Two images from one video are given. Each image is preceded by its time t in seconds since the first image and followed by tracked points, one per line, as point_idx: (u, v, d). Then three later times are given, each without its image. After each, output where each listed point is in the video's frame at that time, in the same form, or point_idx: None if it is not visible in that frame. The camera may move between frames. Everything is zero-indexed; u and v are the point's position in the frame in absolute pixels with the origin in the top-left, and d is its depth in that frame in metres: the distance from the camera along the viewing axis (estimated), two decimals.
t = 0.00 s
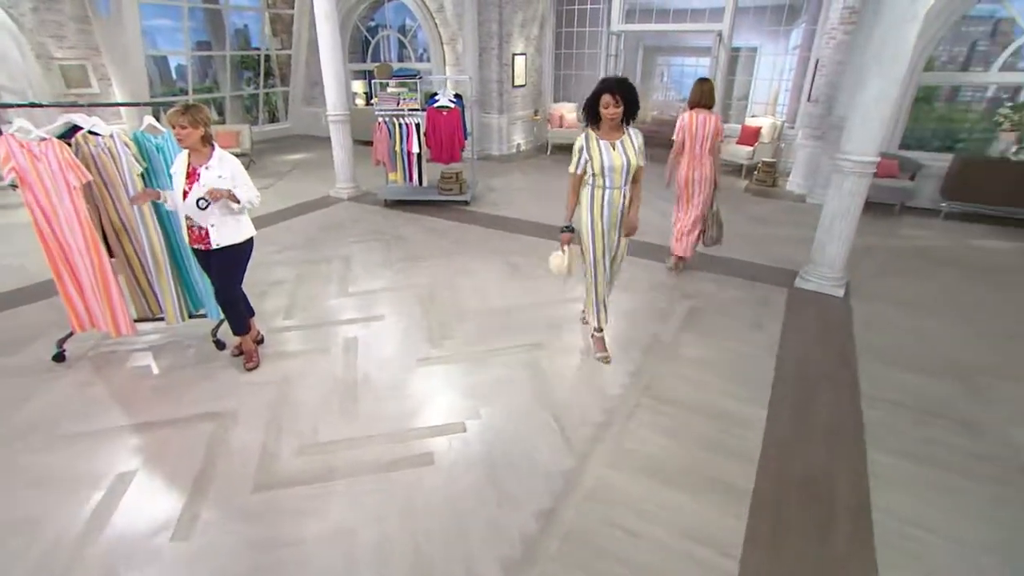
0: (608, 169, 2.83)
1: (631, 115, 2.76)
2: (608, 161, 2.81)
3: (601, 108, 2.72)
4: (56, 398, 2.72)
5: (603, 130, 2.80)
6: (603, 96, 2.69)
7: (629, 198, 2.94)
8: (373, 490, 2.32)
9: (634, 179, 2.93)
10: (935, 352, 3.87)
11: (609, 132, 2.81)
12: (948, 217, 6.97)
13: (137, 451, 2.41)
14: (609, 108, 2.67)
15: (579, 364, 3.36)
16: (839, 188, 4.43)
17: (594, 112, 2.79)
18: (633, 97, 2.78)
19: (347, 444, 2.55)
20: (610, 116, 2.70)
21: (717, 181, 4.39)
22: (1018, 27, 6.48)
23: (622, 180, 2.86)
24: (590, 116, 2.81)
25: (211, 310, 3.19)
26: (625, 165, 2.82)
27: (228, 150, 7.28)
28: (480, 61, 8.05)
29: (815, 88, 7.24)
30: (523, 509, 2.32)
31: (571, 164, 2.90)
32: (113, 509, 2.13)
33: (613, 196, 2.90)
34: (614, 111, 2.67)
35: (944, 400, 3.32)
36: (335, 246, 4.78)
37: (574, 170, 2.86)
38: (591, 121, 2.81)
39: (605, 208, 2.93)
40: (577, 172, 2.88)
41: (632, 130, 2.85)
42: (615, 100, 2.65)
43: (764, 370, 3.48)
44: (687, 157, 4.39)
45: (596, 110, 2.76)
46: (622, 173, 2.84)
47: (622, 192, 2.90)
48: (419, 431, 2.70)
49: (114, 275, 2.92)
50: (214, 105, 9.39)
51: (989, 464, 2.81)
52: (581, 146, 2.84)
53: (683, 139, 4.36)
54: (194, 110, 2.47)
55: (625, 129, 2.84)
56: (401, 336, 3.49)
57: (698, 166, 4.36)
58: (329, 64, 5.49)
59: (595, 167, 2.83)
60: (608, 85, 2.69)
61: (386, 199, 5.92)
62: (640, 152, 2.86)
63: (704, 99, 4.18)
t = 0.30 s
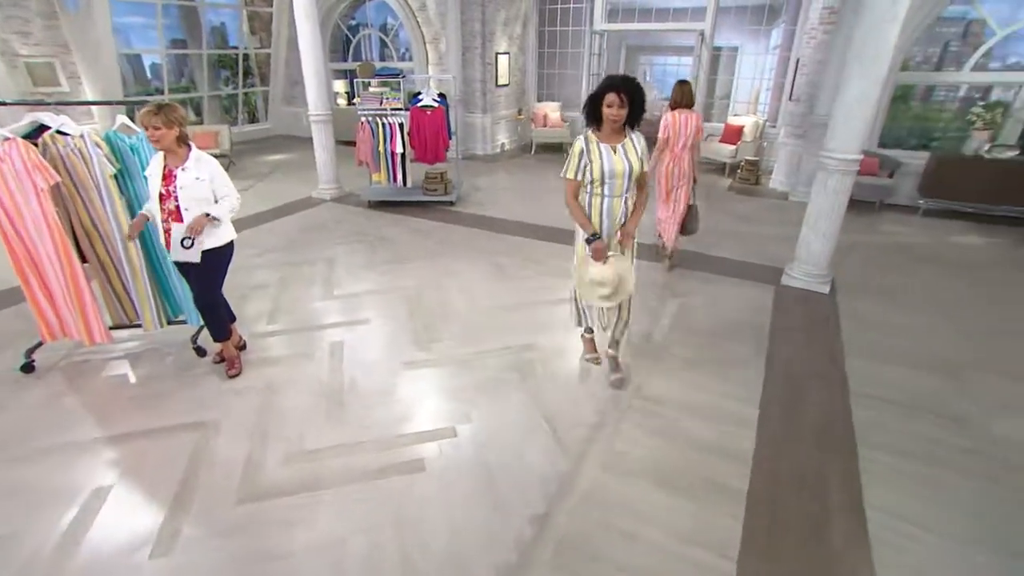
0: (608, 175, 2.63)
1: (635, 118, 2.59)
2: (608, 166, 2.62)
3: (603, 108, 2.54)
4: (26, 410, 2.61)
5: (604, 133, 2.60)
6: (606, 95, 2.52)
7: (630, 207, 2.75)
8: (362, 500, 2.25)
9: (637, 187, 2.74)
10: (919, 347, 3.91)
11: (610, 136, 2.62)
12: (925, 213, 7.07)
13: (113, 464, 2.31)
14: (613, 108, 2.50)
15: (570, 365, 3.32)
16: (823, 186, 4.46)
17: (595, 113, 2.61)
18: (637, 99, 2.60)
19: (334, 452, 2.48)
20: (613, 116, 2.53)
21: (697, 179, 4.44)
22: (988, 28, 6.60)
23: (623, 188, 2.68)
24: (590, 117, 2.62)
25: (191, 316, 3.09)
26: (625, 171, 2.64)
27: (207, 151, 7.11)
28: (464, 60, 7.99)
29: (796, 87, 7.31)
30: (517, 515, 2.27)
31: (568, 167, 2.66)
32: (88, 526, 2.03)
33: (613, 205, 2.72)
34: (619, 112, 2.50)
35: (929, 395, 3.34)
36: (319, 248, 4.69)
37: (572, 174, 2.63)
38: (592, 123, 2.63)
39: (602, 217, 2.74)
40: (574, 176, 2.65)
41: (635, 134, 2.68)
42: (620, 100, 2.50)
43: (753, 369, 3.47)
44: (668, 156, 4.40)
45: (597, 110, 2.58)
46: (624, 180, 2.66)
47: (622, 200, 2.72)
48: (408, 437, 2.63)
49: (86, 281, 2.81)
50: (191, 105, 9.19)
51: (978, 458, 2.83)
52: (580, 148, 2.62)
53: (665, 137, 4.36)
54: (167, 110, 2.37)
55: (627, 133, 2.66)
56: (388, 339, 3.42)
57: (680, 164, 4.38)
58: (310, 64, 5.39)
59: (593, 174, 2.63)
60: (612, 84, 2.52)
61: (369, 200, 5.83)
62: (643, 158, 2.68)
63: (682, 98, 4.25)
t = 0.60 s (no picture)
0: (604, 187, 2.30)
1: (645, 125, 2.23)
2: (603, 176, 2.29)
3: (608, 111, 2.20)
4: None
5: (607, 139, 2.27)
6: (613, 97, 2.17)
7: (631, 225, 2.40)
8: (351, 512, 2.17)
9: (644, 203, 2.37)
10: (904, 342, 3.94)
11: (613, 143, 2.27)
12: (904, 210, 7.18)
13: (87, 481, 2.21)
14: (616, 112, 2.16)
15: (560, 367, 3.28)
16: (808, 186, 4.48)
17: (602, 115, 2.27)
18: (652, 104, 2.22)
19: (321, 462, 2.40)
20: (617, 122, 2.17)
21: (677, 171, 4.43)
22: (960, 30, 6.71)
23: (622, 204, 2.34)
24: (596, 120, 2.28)
25: (169, 323, 2.98)
26: (624, 185, 2.28)
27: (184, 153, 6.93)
28: (446, 59, 7.92)
29: (777, 85, 7.36)
30: (512, 523, 2.21)
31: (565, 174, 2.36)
32: (61, 549, 1.93)
33: (611, 221, 2.39)
34: (623, 118, 2.15)
35: (916, 390, 3.37)
36: (302, 251, 4.58)
37: (566, 182, 2.34)
38: (597, 127, 2.30)
39: (600, 233, 2.43)
40: (571, 185, 2.35)
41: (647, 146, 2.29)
42: (627, 103, 2.14)
43: (743, 368, 3.46)
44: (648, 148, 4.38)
45: (602, 114, 2.24)
46: (623, 195, 2.31)
47: (621, 216, 2.37)
48: (397, 445, 2.56)
49: (56, 289, 2.69)
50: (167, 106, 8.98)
51: (967, 453, 2.85)
52: (578, 155, 2.31)
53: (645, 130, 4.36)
54: (140, 110, 2.27)
55: (637, 142, 2.29)
56: (374, 344, 3.34)
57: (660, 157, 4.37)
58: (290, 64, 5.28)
59: (587, 183, 2.32)
60: (623, 86, 2.17)
61: (353, 202, 5.73)
62: (652, 174, 2.29)
63: (664, 90, 4.38)
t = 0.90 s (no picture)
0: (603, 197, 2.17)
1: (647, 129, 2.07)
2: (603, 185, 2.15)
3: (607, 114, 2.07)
4: None
5: (609, 144, 2.13)
6: (612, 99, 2.04)
7: (633, 238, 2.25)
8: (339, 526, 2.10)
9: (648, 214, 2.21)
10: (887, 338, 3.98)
11: (615, 148, 2.13)
12: (881, 207, 7.29)
13: (58, 502, 2.10)
14: (614, 115, 2.02)
15: (549, 369, 3.23)
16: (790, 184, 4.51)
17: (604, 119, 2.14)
18: (656, 106, 2.06)
19: (305, 475, 2.32)
20: (616, 124, 2.03)
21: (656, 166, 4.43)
22: (930, 31, 6.83)
23: (623, 214, 2.19)
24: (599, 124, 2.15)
25: (143, 332, 2.87)
26: (624, 194, 2.14)
27: (158, 154, 6.75)
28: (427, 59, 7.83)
29: (757, 84, 7.41)
30: (506, 533, 2.15)
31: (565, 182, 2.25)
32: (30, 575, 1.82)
33: (612, 233, 2.24)
34: (621, 120, 2.01)
35: (901, 386, 3.39)
36: (282, 254, 4.48)
37: (564, 190, 2.22)
38: (599, 131, 2.17)
39: (601, 246, 2.29)
40: (570, 194, 2.23)
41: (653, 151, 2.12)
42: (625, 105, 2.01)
43: (732, 367, 3.45)
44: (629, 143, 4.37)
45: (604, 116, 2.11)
46: (624, 205, 2.16)
47: (623, 227, 2.23)
48: (385, 454, 2.49)
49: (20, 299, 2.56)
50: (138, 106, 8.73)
51: (954, 448, 2.87)
52: (579, 162, 2.18)
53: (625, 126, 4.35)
54: (111, 111, 2.17)
55: (641, 147, 2.13)
56: (358, 349, 3.26)
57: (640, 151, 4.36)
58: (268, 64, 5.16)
59: (586, 191, 2.19)
60: (622, 85, 2.02)
61: (334, 204, 5.63)
62: (656, 182, 2.12)
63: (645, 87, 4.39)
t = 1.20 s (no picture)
0: (615, 215, 1.99)
1: (648, 137, 1.98)
2: (615, 202, 1.97)
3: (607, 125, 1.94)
4: None
5: (612, 157, 1.98)
6: (610, 108, 1.92)
7: (641, 257, 2.12)
8: (326, 542, 2.02)
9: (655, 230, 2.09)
10: (870, 334, 4.01)
11: (619, 161, 1.99)
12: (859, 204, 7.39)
13: (24, 527, 1.99)
14: (616, 125, 1.90)
15: (537, 372, 3.18)
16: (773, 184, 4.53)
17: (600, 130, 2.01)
18: (654, 114, 1.97)
19: (289, 488, 2.23)
20: (617, 134, 1.91)
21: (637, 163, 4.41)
22: (901, 32, 6.95)
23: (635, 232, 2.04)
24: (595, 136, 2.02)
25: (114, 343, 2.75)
26: (639, 211, 1.99)
27: (129, 157, 6.55)
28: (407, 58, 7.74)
29: (736, 83, 7.48)
30: (499, 544, 2.09)
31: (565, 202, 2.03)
32: None
33: (623, 253, 2.08)
34: (624, 130, 1.89)
35: (886, 382, 3.41)
36: (261, 259, 4.36)
37: (570, 212, 2.00)
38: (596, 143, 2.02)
39: (609, 268, 2.11)
40: (573, 215, 2.01)
41: (654, 159, 2.02)
42: (627, 114, 1.89)
43: (720, 368, 3.44)
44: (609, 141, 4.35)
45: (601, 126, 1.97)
46: (637, 223, 2.01)
47: (634, 247, 2.08)
48: (371, 464, 2.41)
49: None
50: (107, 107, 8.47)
51: (939, 443, 2.89)
52: (583, 178, 1.98)
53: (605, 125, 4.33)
54: (77, 111, 2.06)
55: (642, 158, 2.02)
56: (341, 356, 3.18)
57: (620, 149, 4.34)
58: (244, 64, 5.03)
59: (594, 210, 2.00)
60: (617, 92, 1.91)
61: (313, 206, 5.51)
62: (666, 196, 2.02)
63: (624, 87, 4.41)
